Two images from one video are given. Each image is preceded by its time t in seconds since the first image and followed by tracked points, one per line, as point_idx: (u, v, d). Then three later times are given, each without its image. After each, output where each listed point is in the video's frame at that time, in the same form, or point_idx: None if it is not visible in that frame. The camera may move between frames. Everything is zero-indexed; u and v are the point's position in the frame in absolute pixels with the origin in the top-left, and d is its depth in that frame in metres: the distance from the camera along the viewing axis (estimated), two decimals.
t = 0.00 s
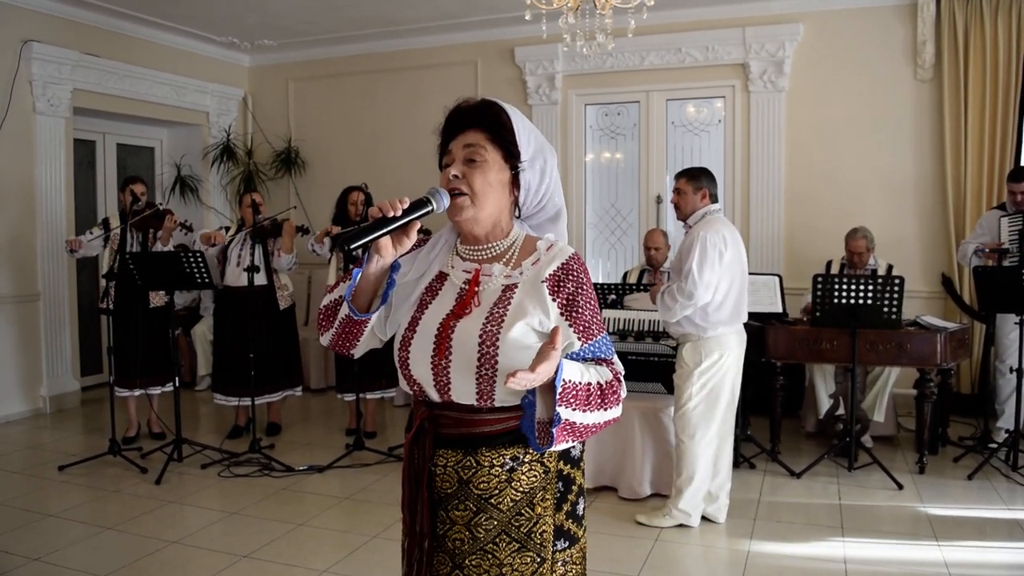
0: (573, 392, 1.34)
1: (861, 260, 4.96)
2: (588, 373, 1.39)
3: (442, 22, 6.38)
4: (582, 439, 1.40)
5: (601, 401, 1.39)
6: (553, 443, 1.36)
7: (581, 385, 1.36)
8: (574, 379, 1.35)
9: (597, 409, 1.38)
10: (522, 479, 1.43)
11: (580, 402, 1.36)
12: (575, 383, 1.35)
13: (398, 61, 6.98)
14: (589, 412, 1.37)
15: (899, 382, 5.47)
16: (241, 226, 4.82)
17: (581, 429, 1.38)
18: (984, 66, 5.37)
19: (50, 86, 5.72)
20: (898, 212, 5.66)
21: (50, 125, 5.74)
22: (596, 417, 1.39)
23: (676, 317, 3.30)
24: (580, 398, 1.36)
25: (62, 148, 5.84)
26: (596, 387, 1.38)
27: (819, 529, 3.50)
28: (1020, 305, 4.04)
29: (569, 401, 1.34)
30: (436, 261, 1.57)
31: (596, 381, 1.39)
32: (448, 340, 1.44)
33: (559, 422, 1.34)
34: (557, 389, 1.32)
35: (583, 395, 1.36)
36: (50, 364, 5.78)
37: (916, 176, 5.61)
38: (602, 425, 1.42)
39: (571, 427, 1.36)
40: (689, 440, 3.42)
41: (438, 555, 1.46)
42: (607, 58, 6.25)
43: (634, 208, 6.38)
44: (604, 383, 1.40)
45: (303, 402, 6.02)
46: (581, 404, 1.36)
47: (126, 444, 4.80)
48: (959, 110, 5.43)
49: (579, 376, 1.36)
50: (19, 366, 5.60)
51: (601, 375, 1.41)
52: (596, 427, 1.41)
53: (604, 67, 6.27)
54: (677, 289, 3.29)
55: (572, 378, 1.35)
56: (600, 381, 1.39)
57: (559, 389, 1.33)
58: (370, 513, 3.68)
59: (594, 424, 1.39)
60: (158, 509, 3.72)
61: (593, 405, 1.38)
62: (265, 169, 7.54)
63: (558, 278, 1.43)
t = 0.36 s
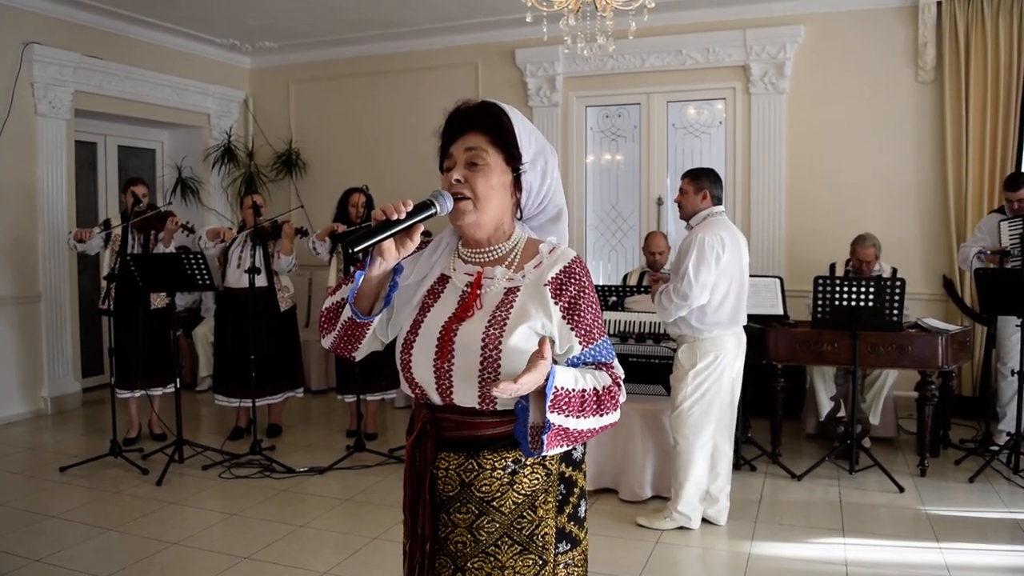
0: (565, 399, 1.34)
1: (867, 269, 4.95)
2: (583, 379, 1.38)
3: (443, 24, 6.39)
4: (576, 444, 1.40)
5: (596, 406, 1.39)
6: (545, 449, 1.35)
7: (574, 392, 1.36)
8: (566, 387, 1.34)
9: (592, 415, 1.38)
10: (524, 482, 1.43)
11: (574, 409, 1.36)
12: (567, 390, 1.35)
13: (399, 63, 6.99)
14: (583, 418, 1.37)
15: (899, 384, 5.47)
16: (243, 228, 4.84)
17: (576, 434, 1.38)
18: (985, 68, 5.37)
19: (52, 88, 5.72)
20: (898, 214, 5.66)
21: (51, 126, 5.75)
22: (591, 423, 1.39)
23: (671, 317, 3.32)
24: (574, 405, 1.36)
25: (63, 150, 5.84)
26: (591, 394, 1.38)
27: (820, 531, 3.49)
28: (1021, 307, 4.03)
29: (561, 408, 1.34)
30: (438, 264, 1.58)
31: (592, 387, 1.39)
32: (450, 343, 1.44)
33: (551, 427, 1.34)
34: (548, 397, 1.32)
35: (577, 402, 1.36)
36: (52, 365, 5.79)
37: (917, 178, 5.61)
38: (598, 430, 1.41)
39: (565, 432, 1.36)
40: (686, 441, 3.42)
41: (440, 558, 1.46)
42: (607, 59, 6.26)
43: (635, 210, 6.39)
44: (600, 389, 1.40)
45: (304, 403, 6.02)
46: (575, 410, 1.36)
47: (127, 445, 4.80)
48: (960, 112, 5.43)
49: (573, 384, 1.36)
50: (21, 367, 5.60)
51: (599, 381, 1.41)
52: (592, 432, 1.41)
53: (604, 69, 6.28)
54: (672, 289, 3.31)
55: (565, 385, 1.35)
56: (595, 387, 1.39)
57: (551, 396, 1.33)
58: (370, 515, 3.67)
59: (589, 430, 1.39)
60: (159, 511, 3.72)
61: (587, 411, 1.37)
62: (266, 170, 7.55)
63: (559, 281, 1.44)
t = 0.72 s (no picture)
0: (558, 406, 1.34)
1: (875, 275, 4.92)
2: (577, 386, 1.37)
3: (445, 26, 6.40)
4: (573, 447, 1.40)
5: (594, 411, 1.38)
6: (537, 454, 1.35)
7: (568, 399, 1.35)
8: (559, 395, 1.34)
9: (588, 421, 1.38)
10: (528, 485, 1.43)
11: (568, 415, 1.35)
12: (560, 398, 1.34)
13: (401, 66, 7.00)
14: (578, 423, 1.37)
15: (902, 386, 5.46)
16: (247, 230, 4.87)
17: (571, 439, 1.38)
18: (987, 70, 5.37)
19: (55, 90, 5.73)
20: (900, 216, 5.66)
21: (54, 129, 5.76)
22: (587, 428, 1.38)
23: (674, 321, 3.32)
24: (568, 412, 1.35)
25: (65, 152, 5.85)
26: (587, 400, 1.38)
27: (823, 534, 3.49)
28: None
29: (553, 415, 1.33)
30: (440, 268, 1.59)
31: (590, 392, 1.38)
32: (454, 347, 1.44)
33: (543, 433, 1.33)
34: (540, 405, 1.31)
35: (571, 409, 1.36)
36: (55, 367, 5.80)
37: (919, 180, 5.61)
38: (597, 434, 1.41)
39: (559, 437, 1.36)
40: (686, 441, 3.41)
41: (443, 562, 1.46)
42: (610, 61, 6.26)
43: (637, 212, 6.39)
44: (597, 394, 1.39)
45: (306, 405, 6.03)
46: (569, 416, 1.35)
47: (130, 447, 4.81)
48: (963, 114, 5.42)
49: (566, 391, 1.35)
50: (23, 369, 5.61)
51: (597, 386, 1.40)
52: (590, 436, 1.40)
53: (607, 71, 6.28)
54: (674, 294, 3.32)
55: (558, 392, 1.34)
56: (592, 392, 1.39)
57: (542, 404, 1.32)
58: (373, 517, 3.67)
59: (585, 434, 1.39)
60: (161, 513, 3.72)
61: (583, 416, 1.37)
62: (268, 173, 7.56)
63: (561, 284, 1.44)
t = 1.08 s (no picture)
0: (565, 400, 1.35)
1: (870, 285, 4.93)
2: (583, 381, 1.39)
3: (446, 29, 6.41)
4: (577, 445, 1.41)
5: (599, 407, 1.40)
6: (543, 449, 1.36)
7: (574, 394, 1.37)
8: (566, 389, 1.35)
9: (592, 417, 1.39)
10: (532, 487, 1.43)
11: (574, 411, 1.37)
12: (567, 392, 1.35)
13: (402, 69, 7.01)
14: (583, 419, 1.38)
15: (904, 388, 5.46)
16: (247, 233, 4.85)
17: (577, 435, 1.39)
18: (989, 72, 5.37)
19: (57, 93, 5.75)
20: (902, 217, 5.66)
21: (56, 132, 5.78)
22: (591, 424, 1.39)
23: (670, 322, 3.33)
24: (574, 406, 1.37)
25: (67, 155, 5.87)
26: (592, 396, 1.39)
27: (825, 537, 3.48)
28: None
29: (560, 409, 1.35)
30: (439, 271, 1.58)
31: (594, 388, 1.40)
32: (456, 352, 1.44)
33: (549, 428, 1.35)
34: (546, 398, 1.32)
35: (577, 404, 1.37)
36: (57, 370, 5.80)
37: (921, 181, 5.61)
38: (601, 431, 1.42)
39: (564, 433, 1.37)
40: (686, 442, 3.41)
41: (447, 565, 1.46)
42: (610, 64, 6.27)
43: (638, 214, 6.39)
44: (602, 391, 1.40)
45: (308, 408, 6.03)
46: (575, 411, 1.37)
47: (132, 449, 4.81)
48: (964, 115, 5.42)
49: (573, 386, 1.37)
50: (25, 373, 5.61)
51: (601, 383, 1.41)
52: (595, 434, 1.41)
53: (608, 73, 6.29)
54: (671, 294, 3.32)
55: (564, 387, 1.35)
56: (597, 389, 1.40)
57: (548, 399, 1.33)
58: (375, 519, 3.67)
59: (589, 431, 1.40)
60: (163, 515, 3.73)
61: (588, 412, 1.38)
62: (269, 175, 7.57)
63: (562, 286, 1.45)
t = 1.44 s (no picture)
0: (552, 364, 1.36)
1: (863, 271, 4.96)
2: (579, 355, 1.39)
3: (447, 31, 6.42)
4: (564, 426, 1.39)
5: (596, 390, 1.38)
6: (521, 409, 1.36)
7: (565, 362, 1.37)
8: (555, 353, 1.36)
9: (585, 396, 1.38)
10: (535, 490, 1.43)
11: (564, 381, 1.37)
12: (556, 356, 1.36)
13: (403, 71, 7.02)
14: (574, 396, 1.37)
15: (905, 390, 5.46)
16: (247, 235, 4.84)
17: (566, 412, 1.38)
18: (989, 73, 5.37)
19: (58, 96, 5.76)
20: (903, 219, 5.66)
21: (57, 134, 5.78)
22: (584, 403, 1.38)
23: (674, 325, 3.33)
24: (564, 377, 1.37)
25: (69, 157, 5.87)
26: (587, 373, 1.38)
27: (826, 539, 3.48)
28: None
29: (545, 372, 1.36)
30: (434, 275, 1.58)
31: (591, 368, 1.39)
32: (453, 357, 1.44)
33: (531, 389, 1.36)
34: (532, 355, 1.34)
35: (567, 375, 1.37)
36: (58, 372, 5.81)
37: (921, 183, 5.61)
38: (601, 418, 1.41)
39: (548, 402, 1.37)
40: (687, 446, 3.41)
41: (452, 569, 1.46)
42: (612, 66, 6.28)
43: (640, 216, 6.39)
44: (598, 372, 1.39)
45: (309, 410, 6.04)
46: (565, 384, 1.37)
47: (133, 452, 4.81)
48: (965, 117, 5.42)
49: (566, 355, 1.38)
50: (27, 375, 5.62)
51: (600, 366, 1.40)
52: (592, 417, 1.40)
53: (609, 76, 6.30)
54: (674, 296, 3.32)
55: (554, 351, 1.37)
56: (593, 369, 1.39)
57: (536, 357, 1.34)
58: (376, 521, 3.68)
59: (581, 410, 1.38)
60: (165, 518, 3.73)
61: (580, 388, 1.37)
62: (270, 177, 7.58)
63: (558, 285, 1.45)
